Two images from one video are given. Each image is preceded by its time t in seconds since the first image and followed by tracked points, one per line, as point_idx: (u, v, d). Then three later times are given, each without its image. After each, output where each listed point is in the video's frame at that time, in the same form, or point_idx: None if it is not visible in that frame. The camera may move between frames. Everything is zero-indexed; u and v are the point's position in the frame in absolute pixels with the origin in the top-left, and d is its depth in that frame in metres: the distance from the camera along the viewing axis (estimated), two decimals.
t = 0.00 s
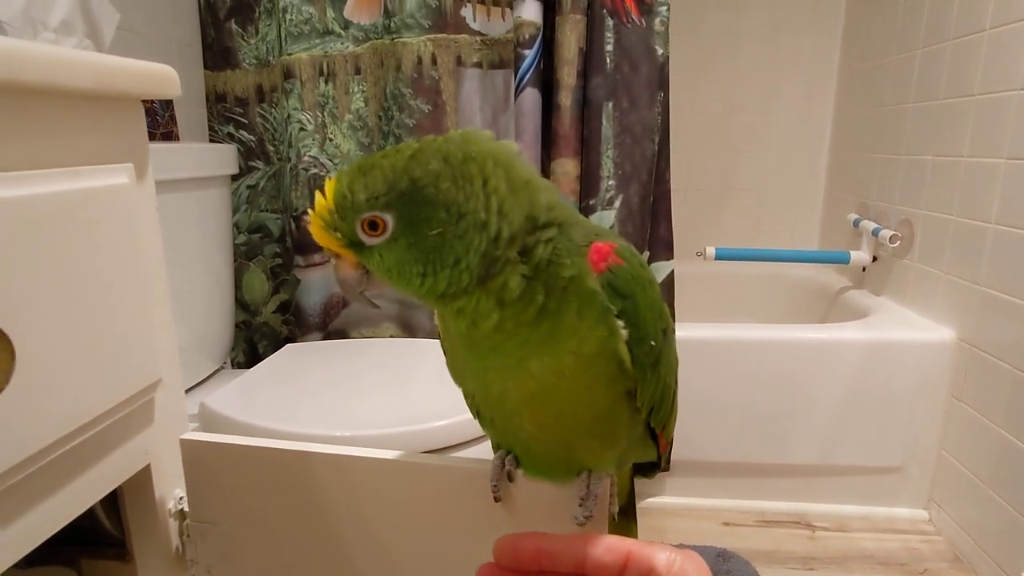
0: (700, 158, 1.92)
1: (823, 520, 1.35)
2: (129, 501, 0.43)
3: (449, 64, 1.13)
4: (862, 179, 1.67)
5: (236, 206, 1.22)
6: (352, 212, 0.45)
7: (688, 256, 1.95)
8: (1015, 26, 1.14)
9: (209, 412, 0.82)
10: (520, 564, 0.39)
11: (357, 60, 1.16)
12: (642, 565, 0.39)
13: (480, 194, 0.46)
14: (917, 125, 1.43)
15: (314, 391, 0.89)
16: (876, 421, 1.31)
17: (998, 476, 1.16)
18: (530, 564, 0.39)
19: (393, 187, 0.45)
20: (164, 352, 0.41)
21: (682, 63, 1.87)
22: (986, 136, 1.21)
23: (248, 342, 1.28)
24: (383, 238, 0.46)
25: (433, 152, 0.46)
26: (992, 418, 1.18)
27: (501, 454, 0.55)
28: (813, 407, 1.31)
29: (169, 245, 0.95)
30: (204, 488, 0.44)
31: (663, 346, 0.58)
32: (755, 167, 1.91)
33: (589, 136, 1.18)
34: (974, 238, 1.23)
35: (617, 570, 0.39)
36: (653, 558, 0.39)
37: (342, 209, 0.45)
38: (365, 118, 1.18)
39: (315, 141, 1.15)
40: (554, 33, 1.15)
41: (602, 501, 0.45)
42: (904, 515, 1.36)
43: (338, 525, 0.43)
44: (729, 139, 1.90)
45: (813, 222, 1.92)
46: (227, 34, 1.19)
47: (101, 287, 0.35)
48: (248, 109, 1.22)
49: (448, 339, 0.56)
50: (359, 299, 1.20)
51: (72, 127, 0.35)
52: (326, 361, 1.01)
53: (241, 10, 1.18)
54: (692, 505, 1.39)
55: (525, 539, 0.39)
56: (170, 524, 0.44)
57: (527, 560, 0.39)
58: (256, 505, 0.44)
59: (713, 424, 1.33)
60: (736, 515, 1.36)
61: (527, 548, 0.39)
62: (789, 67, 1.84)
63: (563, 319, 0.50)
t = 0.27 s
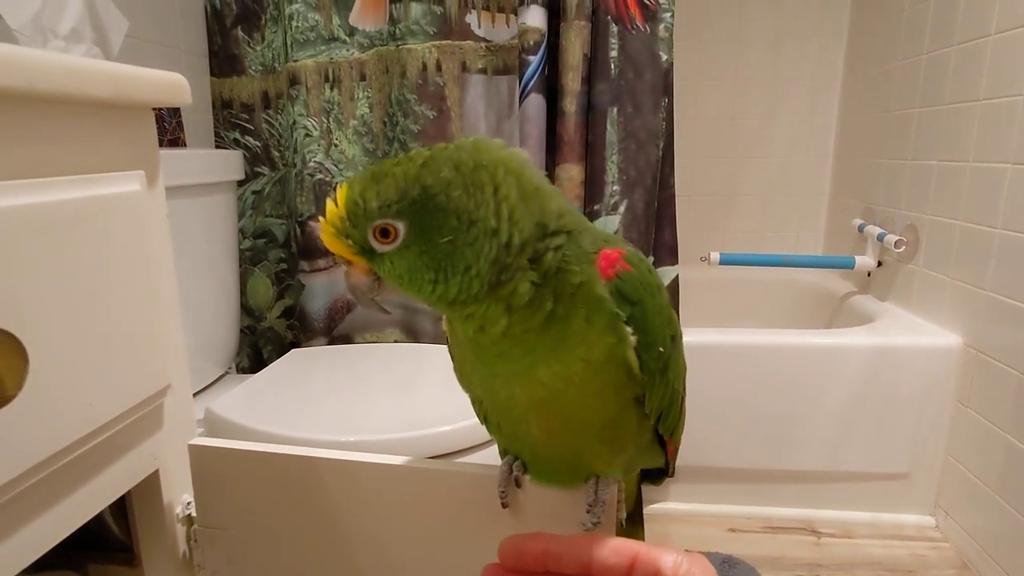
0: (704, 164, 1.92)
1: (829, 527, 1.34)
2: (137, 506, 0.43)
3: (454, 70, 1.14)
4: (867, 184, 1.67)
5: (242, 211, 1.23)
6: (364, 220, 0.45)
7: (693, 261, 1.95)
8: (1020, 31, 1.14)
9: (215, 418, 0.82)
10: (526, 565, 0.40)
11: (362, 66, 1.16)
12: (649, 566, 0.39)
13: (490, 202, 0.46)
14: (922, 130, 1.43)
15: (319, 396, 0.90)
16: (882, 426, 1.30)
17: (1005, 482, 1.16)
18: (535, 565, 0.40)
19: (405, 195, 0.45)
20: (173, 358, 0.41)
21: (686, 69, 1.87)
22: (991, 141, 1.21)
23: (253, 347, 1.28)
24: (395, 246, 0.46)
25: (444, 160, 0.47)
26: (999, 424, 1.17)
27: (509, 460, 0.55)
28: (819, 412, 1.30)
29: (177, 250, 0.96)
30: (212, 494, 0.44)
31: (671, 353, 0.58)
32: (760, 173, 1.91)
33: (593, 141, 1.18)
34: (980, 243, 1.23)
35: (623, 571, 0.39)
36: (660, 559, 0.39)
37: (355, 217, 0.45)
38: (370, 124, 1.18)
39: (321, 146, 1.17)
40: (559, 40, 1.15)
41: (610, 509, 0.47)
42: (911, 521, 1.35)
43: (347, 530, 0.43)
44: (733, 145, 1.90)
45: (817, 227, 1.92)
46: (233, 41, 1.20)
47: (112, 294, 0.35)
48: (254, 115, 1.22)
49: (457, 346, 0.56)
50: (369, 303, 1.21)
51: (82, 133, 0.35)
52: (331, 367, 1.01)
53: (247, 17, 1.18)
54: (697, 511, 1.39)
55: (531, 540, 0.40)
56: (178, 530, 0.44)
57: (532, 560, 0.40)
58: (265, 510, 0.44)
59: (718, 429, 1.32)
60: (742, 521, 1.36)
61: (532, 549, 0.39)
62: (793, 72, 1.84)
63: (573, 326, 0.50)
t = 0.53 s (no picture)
0: (708, 166, 1.92)
1: (834, 529, 1.34)
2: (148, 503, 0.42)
3: (458, 73, 1.14)
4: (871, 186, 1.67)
5: (248, 213, 1.23)
6: (376, 217, 0.45)
7: (697, 263, 1.95)
8: None
9: (222, 418, 0.82)
10: (527, 542, 0.41)
11: (368, 69, 1.17)
12: (647, 544, 0.39)
13: (501, 199, 0.47)
14: (927, 132, 1.43)
15: (325, 398, 0.90)
16: (887, 429, 1.30)
17: (1011, 484, 1.15)
18: (536, 542, 0.41)
19: (417, 192, 0.45)
20: (182, 356, 0.41)
21: (690, 72, 1.88)
22: (996, 142, 1.21)
23: (258, 349, 1.28)
24: (406, 243, 0.46)
25: (455, 157, 0.47)
26: (1004, 426, 1.17)
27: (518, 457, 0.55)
28: (824, 415, 1.30)
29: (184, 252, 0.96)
30: (226, 490, 0.45)
31: (679, 350, 0.58)
32: (763, 175, 1.91)
33: (598, 143, 1.18)
34: (985, 245, 1.23)
35: (622, 548, 0.39)
36: (657, 536, 0.39)
37: (367, 214, 0.45)
38: (375, 127, 1.19)
39: (326, 149, 1.17)
40: (563, 42, 1.16)
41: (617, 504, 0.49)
42: (916, 524, 1.35)
43: (358, 526, 0.44)
44: (737, 147, 1.90)
45: (821, 229, 1.92)
46: (239, 44, 1.21)
47: (124, 292, 0.35)
48: (260, 118, 1.23)
49: (466, 343, 0.56)
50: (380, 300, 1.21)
51: (96, 133, 0.35)
52: (336, 368, 1.02)
53: (253, 21, 1.19)
54: (702, 514, 1.38)
55: (531, 518, 0.41)
56: (187, 528, 0.44)
57: (533, 538, 0.40)
58: (279, 507, 0.45)
59: (723, 432, 1.32)
60: (746, 524, 1.35)
61: (532, 527, 0.40)
62: (797, 75, 1.84)
63: (582, 323, 0.50)
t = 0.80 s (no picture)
0: (713, 168, 1.92)
1: (840, 531, 1.34)
2: (163, 499, 0.43)
3: (464, 75, 1.14)
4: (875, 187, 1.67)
5: (254, 215, 1.24)
6: (394, 215, 0.46)
7: (701, 265, 1.95)
8: None
9: (231, 418, 0.82)
10: (536, 544, 0.41)
11: (374, 71, 1.18)
12: (653, 547, 0.39)
13: (517, 197, 0.47)
14: (932, 133, 1.43)
15: (333, 398, 0.90)
16: (892, 430, 1.30)
17: (1018, 485, 1.15)
18: (546, 544, 0.41)
19: (434, 191, 0.46)
20: (197, 353, 0.42)
21: (695, 74, 1.88)
22: (1001, 143, 1.20)
23: (264, 350, 1.29)
24: (423, 241, 0.47)
25: (471, 156, 0.47)
26: (1011, 426, 1.17)
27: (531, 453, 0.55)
28: (829, 416, 1.30)
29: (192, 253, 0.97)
30: (241, 485, 0.45)
31: (692, 346, 0.58)
32: (768, 176, 1.91)
33: (603, 144, 1.19)
34: (991, 245, 1.23)
35: (630, 551, 0.40)
36: (664, 538, 0.39)
37: (385, 213, 0.46)
38: (381, 128, 1.19)
39: (332, 151, 1.17)
40: (569, 44, 1.16)
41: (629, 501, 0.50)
42: (923, 525, 1.34)
43: (371, 522, 0.45)
44: (742, 149, 1.90)
45: (826, 231, 1.92)
46: (246, 47, 1.21)
47: (140, 290, 0.36)
48: (266, 120, 1.23)
49: (480, 340, 0.56)
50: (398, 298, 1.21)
51: (114, 131, 0.36)
52: (342, 369, 1.02)
53: (260, 23, 1.20)
54: (707, 514, 1.38)
55: (541, 520, 0.41)
56: (201, 524, 0.44)
57: (542, 540, 0.41)
58: (293, 503, 0.45)
59: (729, 432, 1.32)
60: (752, 525, 1.35)
61: (542, 529, 0.41)
62: (801, 76, 1.85)
63: (597, 319, 0.50)
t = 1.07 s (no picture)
0: (715, 169, 1.93)
1: (843, 532, 1.34)
2: (173, 499, 0.44)
3: (468, 77, 1.15)
4: (879, 189, 1.67)
5: (259, 217, 1.24)
6: (406, 217, 0.46)
7: (705, 266, 1.95)
8: None
9: (236, 419, 0.83)
10: (548, 552, 0.41)
11: (378, 73, 1.18)
12: (665, 554, 0.40)
13: (527, 198, 0.47)
14: (935, 134, 1.43)
15: (338, 399, 0.91)
16: (896, 431, 1.30)
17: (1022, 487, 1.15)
18: (557, 553, 0.41)
19: (446, 193, 0.46)
20: (207, 354, 0.42)
21: (697, 75, 1.88)
22: (1005, 145, 1.21)
23: (268, 351, 1.29)
24: (435, 242, 0.47)
25: (482, 158, 0.48)
26: (1015, 428, 1.17)
27: (538, 453, 0.55)
28: (833, 417, 1.30)
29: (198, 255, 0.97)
30: (249, 486, 0.46)
31: (699, 347, 0.58)
32: (771, 178, 1.91)
33: (607, 146, 1.19)
34: (996, 246, 1.22)
35: (642, 557, 0.41)
36: (675, 545, 0.40)
37: (397, 214, 0.46)
38: (386, 130, 1.20)
39: (337, 152, 1.18)
40: (573, 46, 1.16)
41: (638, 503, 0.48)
42: (927, 527, 1.34)
43: (379, 522, 0.45)
44: (745, 150, 1.91)
45: (829, 232, 1.92)
46: (252, 50, 1.22)
47: (152, 291, 0.36)
48: (271, 122, 1.24)
49: (489, 340, 0.57)
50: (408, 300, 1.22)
51: (127, 134, 0.36)
52: (346, 370, 1.02)
53: (266, 27, 1.21)
54: (711, 516, 1.38)
55: (552, 529, 0.41)
56: (211, 523, 0.45)
57: (554, 549, 0.41)
58: (301, 503, 0.46)
59: (732, 434, 1.32)
60: (756, 526, 1.35)
61: (553, 537, 0.41)
62: (804, 78, 1.85)
63: (605, 319, 0.50)
